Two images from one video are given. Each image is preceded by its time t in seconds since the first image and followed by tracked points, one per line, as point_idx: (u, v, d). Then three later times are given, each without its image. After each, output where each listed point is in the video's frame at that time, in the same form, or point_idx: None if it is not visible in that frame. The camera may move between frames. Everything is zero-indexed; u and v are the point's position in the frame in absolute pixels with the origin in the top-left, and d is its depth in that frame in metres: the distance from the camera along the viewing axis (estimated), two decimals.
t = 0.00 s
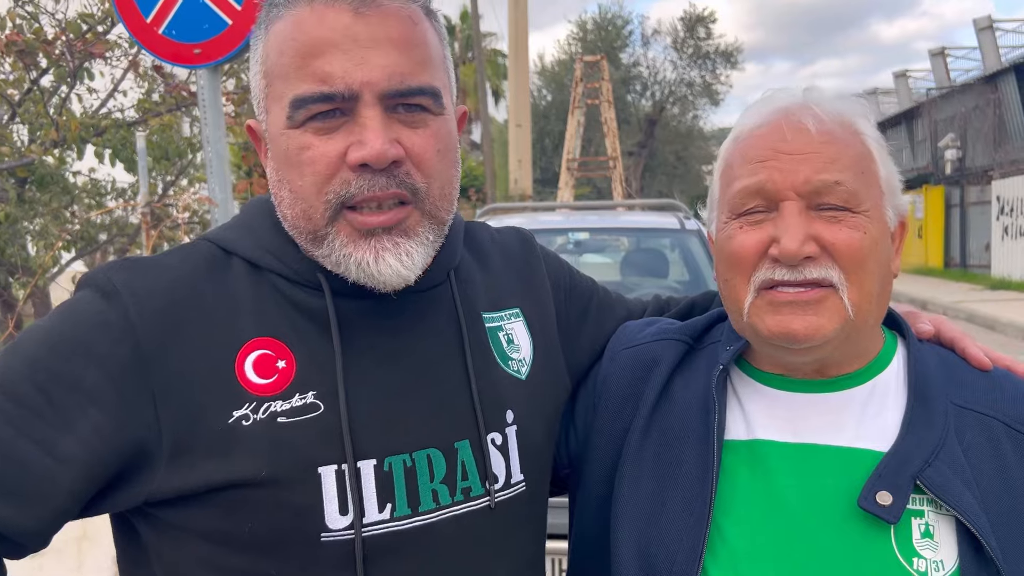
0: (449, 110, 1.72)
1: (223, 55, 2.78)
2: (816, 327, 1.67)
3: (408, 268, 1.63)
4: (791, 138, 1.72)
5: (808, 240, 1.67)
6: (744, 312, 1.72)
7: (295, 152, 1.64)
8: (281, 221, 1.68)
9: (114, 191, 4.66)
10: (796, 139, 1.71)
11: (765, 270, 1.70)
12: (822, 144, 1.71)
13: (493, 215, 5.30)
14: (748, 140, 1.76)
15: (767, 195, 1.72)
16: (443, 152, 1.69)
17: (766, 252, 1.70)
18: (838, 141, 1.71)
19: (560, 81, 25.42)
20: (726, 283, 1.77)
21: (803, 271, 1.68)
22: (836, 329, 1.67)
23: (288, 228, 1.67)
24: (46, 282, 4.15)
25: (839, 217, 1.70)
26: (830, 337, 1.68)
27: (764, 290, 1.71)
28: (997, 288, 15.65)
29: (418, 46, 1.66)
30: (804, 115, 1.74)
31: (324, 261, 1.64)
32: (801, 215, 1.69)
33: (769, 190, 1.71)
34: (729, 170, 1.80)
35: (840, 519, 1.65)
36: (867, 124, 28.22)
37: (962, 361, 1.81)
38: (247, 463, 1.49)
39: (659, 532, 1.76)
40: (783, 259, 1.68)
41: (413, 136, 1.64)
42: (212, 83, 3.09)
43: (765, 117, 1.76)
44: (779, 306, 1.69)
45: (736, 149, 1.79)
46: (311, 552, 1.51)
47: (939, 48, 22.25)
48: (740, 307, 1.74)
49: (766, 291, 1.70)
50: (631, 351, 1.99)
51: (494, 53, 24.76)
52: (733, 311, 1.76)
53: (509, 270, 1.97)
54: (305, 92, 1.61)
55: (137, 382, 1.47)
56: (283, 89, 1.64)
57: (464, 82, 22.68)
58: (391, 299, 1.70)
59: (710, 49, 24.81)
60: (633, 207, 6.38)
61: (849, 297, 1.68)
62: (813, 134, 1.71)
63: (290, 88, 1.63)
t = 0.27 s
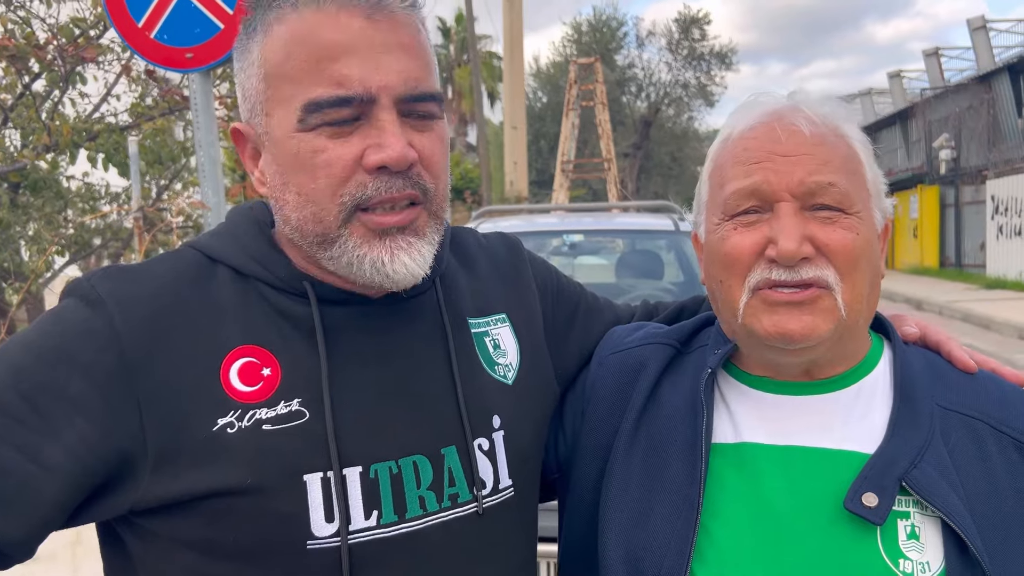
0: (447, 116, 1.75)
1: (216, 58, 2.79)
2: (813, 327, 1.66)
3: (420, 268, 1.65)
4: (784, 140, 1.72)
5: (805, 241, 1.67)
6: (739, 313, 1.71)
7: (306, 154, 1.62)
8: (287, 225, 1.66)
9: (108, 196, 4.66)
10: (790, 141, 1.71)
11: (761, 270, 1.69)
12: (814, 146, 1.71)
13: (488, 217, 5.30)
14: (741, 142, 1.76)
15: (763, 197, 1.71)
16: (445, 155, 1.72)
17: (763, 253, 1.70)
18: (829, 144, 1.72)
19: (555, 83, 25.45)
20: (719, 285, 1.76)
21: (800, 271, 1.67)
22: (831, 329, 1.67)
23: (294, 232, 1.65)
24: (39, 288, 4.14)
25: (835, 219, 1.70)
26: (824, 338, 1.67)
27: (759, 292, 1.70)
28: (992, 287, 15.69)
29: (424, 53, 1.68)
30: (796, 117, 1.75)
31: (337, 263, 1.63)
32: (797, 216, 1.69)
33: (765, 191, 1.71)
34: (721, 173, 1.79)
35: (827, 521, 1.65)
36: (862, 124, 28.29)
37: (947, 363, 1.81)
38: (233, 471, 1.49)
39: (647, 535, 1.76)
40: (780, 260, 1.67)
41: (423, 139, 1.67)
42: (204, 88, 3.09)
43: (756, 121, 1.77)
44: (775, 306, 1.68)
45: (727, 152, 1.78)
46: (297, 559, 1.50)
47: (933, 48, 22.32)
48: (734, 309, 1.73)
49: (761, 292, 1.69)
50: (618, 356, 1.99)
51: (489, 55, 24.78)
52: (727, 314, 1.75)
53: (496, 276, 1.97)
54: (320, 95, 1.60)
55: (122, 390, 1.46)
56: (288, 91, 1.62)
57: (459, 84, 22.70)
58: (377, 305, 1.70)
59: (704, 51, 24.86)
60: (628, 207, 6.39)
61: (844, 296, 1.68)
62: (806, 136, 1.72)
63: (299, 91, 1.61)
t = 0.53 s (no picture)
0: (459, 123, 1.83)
1: (208, 62, 2.75)
2: (805, 330, 1.66)
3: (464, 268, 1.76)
4: (779, 142, 1.72)
5: (799, 243, 1.67)
6: (732, 314, 1.71)
7: (388, 173, 1.62)
8: (353, 242, 1.65)
9: (101, 199, 4.64)
10: (785, 143, 1.72)
11: (755, 272, 1.69)
12: (808, 148, 1.71)
13: (482, 219, 5.29)
14: (736, 144, 1.76)
15: (757, 199, 1.71)
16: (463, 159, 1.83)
17: (756, 254, 1.70)
18: (823, 146, 1.72)
19: (549, 85, 25.47)
20: (712, 285, 1.76)
21: (793, 273, 1.67)
22: (822, 331, 1.67)
23: (360, 246, 1.65)
24: (30, 292, 4.12)
25: (828, 221, 1.70)
26: (816, 339, 1.67)
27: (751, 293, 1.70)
28: (986, 287, 15.73)
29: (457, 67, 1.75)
30: (791, 120, 1.75)
31: (408, 273, 1.68)
32: (791, 218, 1.69)
33: (759, 192, 1.71)
34: (715, 174, 1.79)
35: (816, 524, 1.65)
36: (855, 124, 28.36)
37: (936, 364, 1.81)
38: (217, 475, 1.48)
39: (638, 539, 1.75)
40: (774, 261, 1.67)
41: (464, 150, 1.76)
42: (196, 91, 3.08)
43: (750, 122, 1.77)
44: (767, 308, 1.68)
45: (721, 153, 1.78)
46: (283, 563, 1.49)
47: (925, 49, 22.39)
48: (727, 310, 1.73)
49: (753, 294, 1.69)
50: (608, 359, 1.98)
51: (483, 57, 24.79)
52: (720, 315, 1.75)
53: (485, 280, 1.96)
54: (405, 115, 1.61)
55: (106, 394, 1.46)
56: (348, 104, 1.60)
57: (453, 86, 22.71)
58: (364, 308, 1.70)
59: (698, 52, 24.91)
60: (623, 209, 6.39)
61: (836, 298, 1.68)
62: (800, 137, 1.72)
63: (379, 109, 1.60)
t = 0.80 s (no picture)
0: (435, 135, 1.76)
1: (199, 63, 2.73)
2: (792, 327, 1.67)
3: (385, 278, 1.64)
4: (773, 141, 1.73)
5: (790, 241, 1.68)
6: (721, 310, 1.72)
7: (287, 151, 1.63)
8: (261, 219, 1.68)
9: (94, 201, 4.61)
10: (779, 142, 1.72)
11: (744, 268, 1.70)
12: (802, 148, 1.72)
13: (476, 221, 5.29)
14: (730, 141, 1.77)
15: (749, 196, 1.72)
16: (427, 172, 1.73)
17: (746, 251, 1.70)
18: (816, 147, 1.73)
19: (543, 86, 25.50)
20: (702, 282, 1.77)
21: (785, 271, 1.67)
22: (811, 330, 1.68)
23: (267, 224, 1.67)
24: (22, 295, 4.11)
25: (819, 221, 1.71)
26: (805, 338, 1.68)
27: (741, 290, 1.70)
28: (979, 286, 15.78)
29: (420, 70, 1.70)
30: (785, 120, 1.76)
31: (302, 261, 1.64)
32: (783, 216, 1.70)
33: (752, 190, 1.71)
34: (708, 171, 1.79)
35: (802, 525, 1.66)
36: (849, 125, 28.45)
37: (922, 366, 1.82)
38: (203, 480, 1.48)
39: (625, 540, 1.76)
40: (765, 258, 1.67)
41: (405, 153, 1.67)
42: (188, 93, 3.05)
43: (745, 121, 1.77)
44: (756, 306, 1.69)
45: (715, 150, 1.79)
46: (268, 568, 1.49)
47: (918, 49, 22.49)
48: (716, 307, 1.73)
49: (743, 291, 1.70)
50: (596, 360, 1.99)
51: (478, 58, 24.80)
52: (709, 311, 1.75)
53: (472, 283, 1.97)
54: (311, 93, 1.60)
55: (91, 399, 1.45)
56: (270, 83, 1.64)
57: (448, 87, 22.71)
58: (350, 313, 1.70)
59: (692, 53, 24.97)
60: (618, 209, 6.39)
61: (825, 299, 1.69)
62: (795, 137, 1.73)
63: (289, 87, 1.62)
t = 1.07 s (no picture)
0: (416, 128, 1.74)
1: (193, 62, 2.72)
2: (786, 329, 1.66)
3: (351, 269, 1.61)
4: (768, 142, 1.72)
5: (784, 244, 1.67)
6: (714, 313, 1.71)
7: (259, 137, 1.63)
8: (235, 207, 1.68)
9: (89, 199, 4.56)
10: (773, 142, 1.71)
11: (738, 270, 1.69)
12: (797, 149, 1.72)
13: (473, 219, 5.28)
14: (723, 142, 1.76)
15: (743, 198, 1.71)
16: (404, 165, 1.70)
17: (741, 253, 1.70)
18: (810, 148, 1.72)
19: (540, 85, 25.48)
20: (695, 283, 1.76)
21: (778, 274, 1.67)
22: (804, 332, 1.67)
23: (240, 212, 1.67)
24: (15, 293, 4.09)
25: (812, 222, 1.70)
26: (797, 339, 1.67)
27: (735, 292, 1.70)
28: (975, 285, 15.80)
29: (398, 62, 1.68)
30: (779, 119, 1.75)
31: (271, 250, 1.63)
32: (776, 218, 1.69)
33: (746, 192, 1.71)
34: (701, 171, 1.78)
35: (794, 524, 1.65)
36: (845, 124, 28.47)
37: (915, 364, 1.82)
38: (191, 478, 1.47)
39: (617, 540, 1.75)
40: (759, 261, 1.67)
41: (378, 145, 1.65)
42: (183, 91, 3.03)
43: (738, 120, 1.76)
44: (750, 307, 1.68)
45: (708, 151, 1.78)
46: (257, 566, 1.48)
47: (914, 48, 22.51)
48: (710, 308, 1.73)
49: (736, 293, 1.70)
50: (589, 359, 1.98)
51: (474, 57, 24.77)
52: (702, 312, 1.75)
53: (464, 280, 1.96)
54: (283, 79, 1.60)
55: (78, 397, 1.44)
56: (248, 71, 1.65)
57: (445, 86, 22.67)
58: (340, 310, 1.69)
59: (689, 51, 24.97)
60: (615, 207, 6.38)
61: (818, 300, 1.68)
62: (789, 137, 1.72)
63: (264, 74, 1.62)
